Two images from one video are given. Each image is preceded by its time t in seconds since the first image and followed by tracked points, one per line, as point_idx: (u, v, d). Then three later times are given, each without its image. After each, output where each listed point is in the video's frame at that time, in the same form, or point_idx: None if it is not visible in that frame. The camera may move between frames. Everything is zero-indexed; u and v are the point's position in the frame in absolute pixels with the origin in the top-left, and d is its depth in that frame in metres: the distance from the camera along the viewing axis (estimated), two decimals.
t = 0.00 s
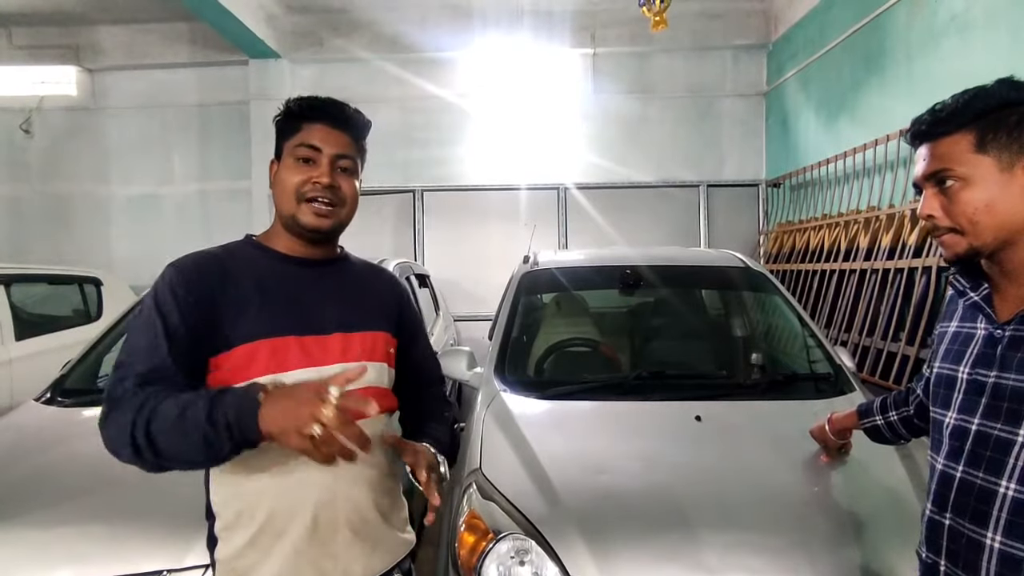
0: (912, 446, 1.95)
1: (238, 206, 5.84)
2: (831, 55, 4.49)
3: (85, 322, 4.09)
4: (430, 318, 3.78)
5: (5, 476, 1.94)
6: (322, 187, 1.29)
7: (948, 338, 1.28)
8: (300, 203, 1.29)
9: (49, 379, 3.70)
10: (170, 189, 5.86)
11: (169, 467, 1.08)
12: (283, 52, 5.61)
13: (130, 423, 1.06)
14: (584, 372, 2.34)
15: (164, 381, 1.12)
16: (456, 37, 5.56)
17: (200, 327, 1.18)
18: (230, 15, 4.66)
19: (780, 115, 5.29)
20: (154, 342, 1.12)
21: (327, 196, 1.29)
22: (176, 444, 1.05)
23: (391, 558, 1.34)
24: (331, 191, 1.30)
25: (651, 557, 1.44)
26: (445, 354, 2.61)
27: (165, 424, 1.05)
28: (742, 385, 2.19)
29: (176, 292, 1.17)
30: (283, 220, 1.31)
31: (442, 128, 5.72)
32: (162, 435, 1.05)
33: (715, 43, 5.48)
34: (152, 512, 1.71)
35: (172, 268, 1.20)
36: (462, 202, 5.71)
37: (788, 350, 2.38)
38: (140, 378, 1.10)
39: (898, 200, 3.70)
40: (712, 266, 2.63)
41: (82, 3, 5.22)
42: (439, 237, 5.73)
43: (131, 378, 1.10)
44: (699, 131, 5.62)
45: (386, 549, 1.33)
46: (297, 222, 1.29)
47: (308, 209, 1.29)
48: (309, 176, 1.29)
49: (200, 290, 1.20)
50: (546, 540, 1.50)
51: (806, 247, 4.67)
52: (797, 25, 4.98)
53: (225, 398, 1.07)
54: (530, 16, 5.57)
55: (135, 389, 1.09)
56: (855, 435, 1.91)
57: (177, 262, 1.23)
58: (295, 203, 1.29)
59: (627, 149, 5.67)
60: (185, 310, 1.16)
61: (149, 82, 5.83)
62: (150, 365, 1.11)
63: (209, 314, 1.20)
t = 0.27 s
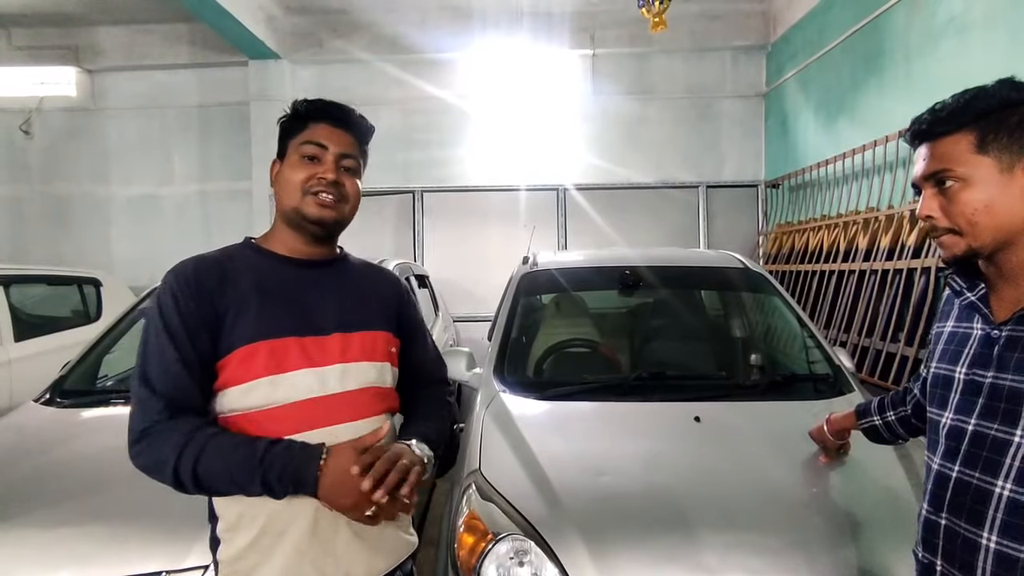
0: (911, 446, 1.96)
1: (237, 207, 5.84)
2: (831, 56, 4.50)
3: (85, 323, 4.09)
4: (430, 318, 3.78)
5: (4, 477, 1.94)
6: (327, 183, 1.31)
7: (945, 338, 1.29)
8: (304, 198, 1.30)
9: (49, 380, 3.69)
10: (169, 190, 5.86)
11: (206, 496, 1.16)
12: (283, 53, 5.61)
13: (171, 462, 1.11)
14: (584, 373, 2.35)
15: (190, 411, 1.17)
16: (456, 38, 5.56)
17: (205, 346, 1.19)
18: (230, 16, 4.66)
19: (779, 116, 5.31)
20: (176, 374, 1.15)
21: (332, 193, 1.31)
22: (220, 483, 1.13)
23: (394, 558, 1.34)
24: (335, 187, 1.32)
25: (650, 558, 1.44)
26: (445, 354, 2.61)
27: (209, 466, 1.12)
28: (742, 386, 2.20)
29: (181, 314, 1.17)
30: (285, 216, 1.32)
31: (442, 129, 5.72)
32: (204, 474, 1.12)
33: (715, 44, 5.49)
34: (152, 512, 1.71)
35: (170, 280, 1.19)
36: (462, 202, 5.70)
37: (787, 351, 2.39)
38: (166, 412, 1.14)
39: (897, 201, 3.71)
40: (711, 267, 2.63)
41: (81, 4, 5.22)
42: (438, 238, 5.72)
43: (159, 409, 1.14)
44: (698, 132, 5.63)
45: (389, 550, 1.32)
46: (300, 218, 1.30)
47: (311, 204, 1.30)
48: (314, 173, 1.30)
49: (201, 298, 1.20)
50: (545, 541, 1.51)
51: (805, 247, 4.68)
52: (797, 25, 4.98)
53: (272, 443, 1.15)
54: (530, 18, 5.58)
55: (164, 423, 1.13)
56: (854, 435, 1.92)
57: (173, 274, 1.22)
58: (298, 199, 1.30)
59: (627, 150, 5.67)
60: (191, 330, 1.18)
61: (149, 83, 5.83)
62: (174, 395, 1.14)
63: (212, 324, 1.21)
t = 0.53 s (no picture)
0: (909, 447, 1.96)
1: (237, 208, 5.84)
2: (830, 57, 4.50)
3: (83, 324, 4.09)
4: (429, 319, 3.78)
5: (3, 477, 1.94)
6: (337, 186, 1.33)
7: (942, 337, 1.29)
8: (315, 201, 1.32)
9: (47, 380, 3.69)
10: (168, 190, 5.86)
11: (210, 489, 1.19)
12: (282, 54, 5.60)
13: (177, 456, 1.14)
14: (583, 373, 2.35)
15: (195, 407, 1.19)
16: (456, 39, 5.56)
17: (211, 345, 1.21)
18: (229, 16, 4.66)
19: (778, 117, 5.31)
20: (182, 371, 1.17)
21: (342, 196, 1.34)
22: (225, 477, 1.15)
23: (398, 555, 1.32)
24: (345, 191, 1.34)
25: (649, 559, 1.44)
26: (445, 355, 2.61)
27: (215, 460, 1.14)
28: (741, 387, 2.20)
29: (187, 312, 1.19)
30: (296, 218, 1.34)
31: (441, 129, 5.73)
32: (210, 468, 1.15)
33: (714, 45, 5.50)
34: (151, 513, 1.71)
35: (177, 281, 1.21)
36: (461, 203, 5.68)
37: (786, 352, 2.39)
38: (173, 407, 1.16)
39: (895, 202, 3.72)
40: (711, 268, 2.63)
41: (80, 4, 5.21)
42: (437, 238, 5.71)
43: (165, 404, 1.16)
44: (697, 132, 5.64)
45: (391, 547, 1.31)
46: (311, 220, 1.32)
47: (322, 207, 1.32)
48: (325, 176, 1.33)
49: (208, 298, 1.22)
50: (544, 541, 1.51)
51: (804, 248, 4.68)
52: (796, 26, 4.98)
53: (277, 439, 1.18)
54: (529, 18, 5.59)
55: (171, 418, 1.16)
56: (852, 436, 1.92)
57: (180, 273, 1.24)
58: (310, 201, 1.32)
59: (627, 150, 5.67)
60: (198, 328, 1.20)
61: (148, 84, 5.83)
62: (181, 392, 1.17)
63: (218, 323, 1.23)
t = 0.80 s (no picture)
0: (908, 447, 1.97)
1: (235, 209, 5.83)
2: (829, 57, 4.50)
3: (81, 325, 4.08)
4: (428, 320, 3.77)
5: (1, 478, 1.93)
6: (350, 193, 1.38)
7: (941, 337, 1.29)
8: (329, 206, 1.37)
9: (44, 381, 3.67)
10: (167, 191, 5.85)
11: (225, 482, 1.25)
12: (281, 54, 5.60)
13: (193, 450, 1.19)
14: (582, 374, 2.34)
15: (213, 404, 1.24)
16: (456, 40, 5.58)
17: (228, 344, 1.26)
18: (228, 17, 4.66)
19: (777, 118, 5.32)
20: (201, 368, 1.22)
21: (354, 201, 1.38)
22: (238, 472, 1.21)
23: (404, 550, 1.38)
24: (357, 197, 1.39)
25: (648, 560, 1.44)
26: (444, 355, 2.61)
27: (229, 456, 1.19)
28: (740, 387, 2.20)
29: (206, 313, 1.24)
30: (311, 224, 1.39)
31: (441, 130, 5.73)
32: (224, 463, 1.20)
33: (713, 46, 5.51)
34: (150, 514, 1.71)
35: (198, 283, 1.26)
36: (460, 203, 5.59)
37: (785, 353, 2.39)
38: (191, 403, 1.22)
39: (894, 202, 3.73)
40: (711, 269, 2.63)
41: (79, 4, 5.21)
42: (435, 239, 5.62)
43: (184, 400, 1.22)
44: (697, 133, 5.64)
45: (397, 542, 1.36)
46: (325, 225, 1.37)
47: (336, 212, 1.37)
48: (338, 183, 1.38)
49: (225, 299, 1.27)
50: (543, 542, 1.51)
51: (803, 249, 4.68)
52: (795, 27, 4.99)
53: (288, 437, 1.23)
54: (528, 19, 5.61)
55: (189, 414, 1.21)
56: (850, 436, 1.92)
57: (200, 275, 1.29)
58: (323, 207, 1.37)
59: (626, 151, 5.67)
60: (216, 328, 1.25)
61: (147, 84, 5.83)
62: (198, 389, 1.22)
63: (234, 323, 1.28)
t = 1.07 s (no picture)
0: (906, 448, 1.97)
1: (234, 209, 5.82)
2: (827, 58, 4.51)
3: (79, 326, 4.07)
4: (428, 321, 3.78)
5: None
6: (356, 195, 1.39)
7: (939, 338, 1.30)
8: (336, 209, 1.39)
9: (42, 382, 3.67)
10: (165, 191, 5.84)
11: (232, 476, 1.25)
12: (280, 54, 5.59)
13: (200, 442, 1.21)
14: (580, 375, 2.34)
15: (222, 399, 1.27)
16: (455, 40, 5.57)
17: (241, 344, 1.29)
18: (226, 16, 4.65)
19: (776, 119, 5.32)
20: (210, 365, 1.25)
21: (361, 203, 1.39)
22: (245, 464, 1.22)
23: (406, 546, 1.43)
24: (364, 199, 1.40)
25: (646, 560, 1.44)
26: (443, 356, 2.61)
27: (235, 448, 1.21)
28: (738, 388, 2.20)
29: (217, 314, 1.27)
30: (319, 226, 1.40)
31: (440, 130, 5.72)
32: (230, 455, 1.21)
33: (711, 47, 5.51)
34: (147, 514, 1.70)
35: (211, 284, 1.29)
36: (458, 203, 5.56)
37: (783, 353, 2.39)
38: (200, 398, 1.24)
39: (892, 203, 3.74)
40: (709, 270, 2.63)
41: (77, 4, 5.20)
42: (433, 240, 5.57)
43: (194, 395, 1.24)
44: (696, 134, 5.64)
45: (398, 539, 1.41)
46: (333, 227, 1.38)
47: (343, 214, 1.38)
48: (345, 186, 1.39)
49: (238, 300, 1.30)
50: (541, 542, 1.50)
51: (801, 250, 4.68)
52: (794, 27, 4.99)
53: (290, 427, 1.24)
54: (527, 20, 5.61)
55: (197, 408, 1.23)
56: (848, 437, 1.92)
57: (214, 276, 1.32)
58: (331, 210, 1.39)
59: (624, 151, 5.68)
60: (229, 327, 1.27)
61: (146, 84, 5.82)
62: (209, 384, 1.24)
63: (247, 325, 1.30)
